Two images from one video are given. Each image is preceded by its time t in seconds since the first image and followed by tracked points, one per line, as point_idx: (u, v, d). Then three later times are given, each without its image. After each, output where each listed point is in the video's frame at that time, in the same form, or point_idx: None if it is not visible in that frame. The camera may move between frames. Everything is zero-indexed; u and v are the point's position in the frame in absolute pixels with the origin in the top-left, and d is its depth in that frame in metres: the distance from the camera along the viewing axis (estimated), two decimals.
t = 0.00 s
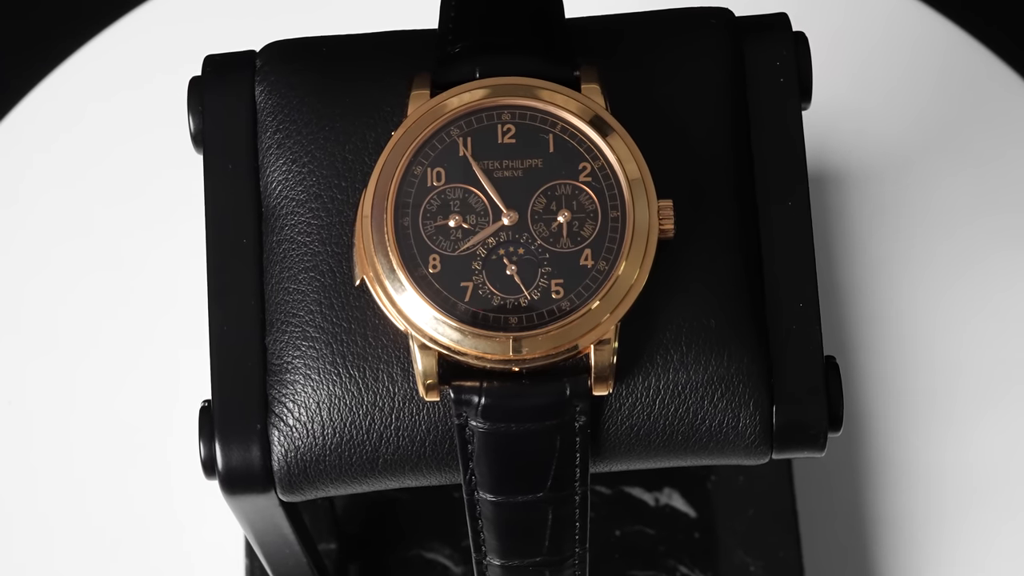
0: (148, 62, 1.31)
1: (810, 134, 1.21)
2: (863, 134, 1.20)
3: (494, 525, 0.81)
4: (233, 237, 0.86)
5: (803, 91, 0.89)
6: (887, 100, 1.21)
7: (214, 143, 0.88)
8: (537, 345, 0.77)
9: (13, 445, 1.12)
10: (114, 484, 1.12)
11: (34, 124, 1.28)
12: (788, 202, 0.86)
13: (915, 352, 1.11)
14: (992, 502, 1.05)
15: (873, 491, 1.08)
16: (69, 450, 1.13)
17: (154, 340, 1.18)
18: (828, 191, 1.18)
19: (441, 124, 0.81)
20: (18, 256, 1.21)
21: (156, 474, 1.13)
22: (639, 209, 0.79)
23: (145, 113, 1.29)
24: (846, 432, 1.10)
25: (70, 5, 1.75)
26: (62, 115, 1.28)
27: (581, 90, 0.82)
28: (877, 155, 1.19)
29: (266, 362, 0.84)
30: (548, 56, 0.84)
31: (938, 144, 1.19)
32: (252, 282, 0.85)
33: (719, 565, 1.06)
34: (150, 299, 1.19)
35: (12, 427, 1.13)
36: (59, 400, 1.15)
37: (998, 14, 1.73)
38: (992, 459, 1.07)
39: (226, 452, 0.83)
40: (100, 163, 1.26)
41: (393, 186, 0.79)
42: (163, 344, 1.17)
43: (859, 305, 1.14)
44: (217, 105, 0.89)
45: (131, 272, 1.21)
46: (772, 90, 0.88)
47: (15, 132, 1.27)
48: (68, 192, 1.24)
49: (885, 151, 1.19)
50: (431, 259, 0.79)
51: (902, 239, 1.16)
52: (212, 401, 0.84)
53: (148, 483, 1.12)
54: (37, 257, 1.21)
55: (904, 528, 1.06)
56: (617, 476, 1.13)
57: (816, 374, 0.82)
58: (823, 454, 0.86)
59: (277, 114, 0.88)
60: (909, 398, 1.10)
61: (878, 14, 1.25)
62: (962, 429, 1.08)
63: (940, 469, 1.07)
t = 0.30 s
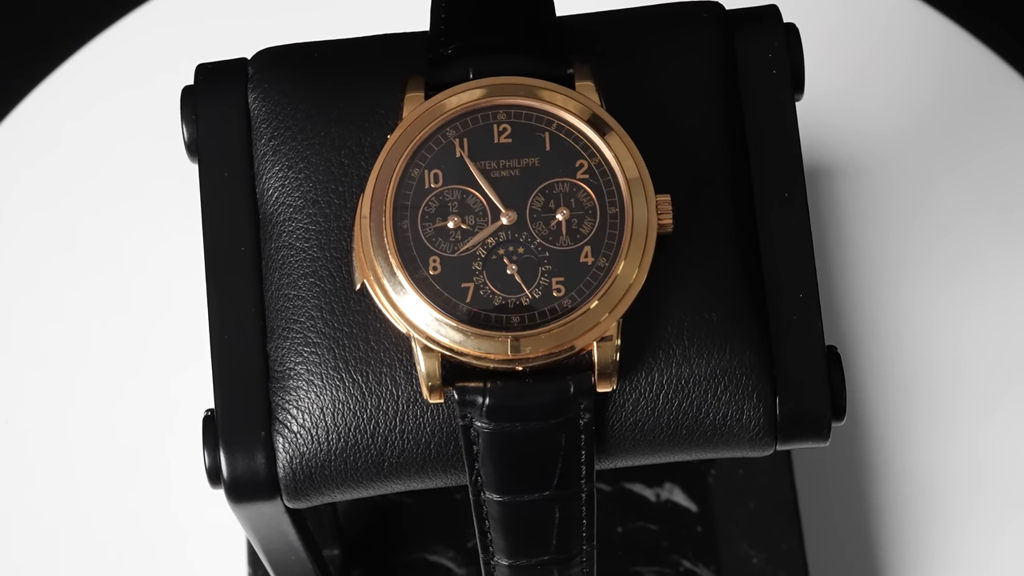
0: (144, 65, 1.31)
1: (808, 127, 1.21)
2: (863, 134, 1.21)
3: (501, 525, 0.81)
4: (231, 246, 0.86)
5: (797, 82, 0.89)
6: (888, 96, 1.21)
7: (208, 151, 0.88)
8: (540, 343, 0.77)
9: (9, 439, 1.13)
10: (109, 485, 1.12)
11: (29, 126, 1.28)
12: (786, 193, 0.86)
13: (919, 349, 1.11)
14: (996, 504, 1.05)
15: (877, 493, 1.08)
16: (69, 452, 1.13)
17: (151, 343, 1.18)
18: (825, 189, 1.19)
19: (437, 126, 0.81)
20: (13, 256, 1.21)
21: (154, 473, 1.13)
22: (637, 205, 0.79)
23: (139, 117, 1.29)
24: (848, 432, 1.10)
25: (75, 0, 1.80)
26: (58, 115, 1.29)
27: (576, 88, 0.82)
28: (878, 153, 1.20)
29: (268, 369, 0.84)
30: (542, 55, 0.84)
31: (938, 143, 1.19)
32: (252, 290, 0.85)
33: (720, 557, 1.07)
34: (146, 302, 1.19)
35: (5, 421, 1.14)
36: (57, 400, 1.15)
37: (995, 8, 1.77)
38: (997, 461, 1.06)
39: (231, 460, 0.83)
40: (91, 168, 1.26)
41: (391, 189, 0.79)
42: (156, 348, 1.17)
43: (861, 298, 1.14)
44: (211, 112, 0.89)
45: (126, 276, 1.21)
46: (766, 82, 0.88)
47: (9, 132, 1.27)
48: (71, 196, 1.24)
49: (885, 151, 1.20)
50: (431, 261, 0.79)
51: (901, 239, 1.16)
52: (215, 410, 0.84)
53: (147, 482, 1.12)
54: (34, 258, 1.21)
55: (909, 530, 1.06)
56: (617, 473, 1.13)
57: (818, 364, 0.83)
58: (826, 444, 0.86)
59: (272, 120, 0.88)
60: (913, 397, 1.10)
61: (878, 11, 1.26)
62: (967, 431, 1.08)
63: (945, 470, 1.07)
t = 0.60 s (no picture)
0: (141, 71, 1.34)
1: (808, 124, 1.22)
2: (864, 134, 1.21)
3: (506, 525, 0.81)
4: (230, 253, 0.86)
5: (789, 75, 0.89)
6: (890, 94, 1.22)
7: (204, 158, 0.88)
8: (541, 342, 0.77)
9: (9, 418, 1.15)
10: (106, 484, 1.13)
11: (28, 126, 1.31)
12: (782, 185, 0.86)
13: (924, 344, 1.12)
14: (999, 502, 1.05)
15: (879, 491, 1.08)
16: (69, 453, 1.14)
17: (150, 342, 1.19)
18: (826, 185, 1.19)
19: (433, 127, 0.81)
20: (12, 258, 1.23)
21: (152, 475, 1.13)
22: (635, 200, 0.80)
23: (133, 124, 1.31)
24: (849, 425, 1.11)
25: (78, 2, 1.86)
26: (57, 116, 1.31)
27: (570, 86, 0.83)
28: (878, 153, 1.20)
29: (270, 375, 0.84)
30: (535, 53, 0.84)
31: (938, 142, 1.20)
32: (251, 296, 0.85)
33: (722, 552, 1.08)
34: (144, 306, 1.21)
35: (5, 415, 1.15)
36: (58, 401, 1.16)
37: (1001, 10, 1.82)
38: (1000, 461, 1.06)
39: (236, 468, 0.82)
40: (89, 173, 1.28)
41: (389, 191, 0.79)
42: (154, 346, 1.19)
43: (859, 293, 1.15)
44: (205, 119, 0.89)
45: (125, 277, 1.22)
46: (759, 74, 0.88)
47: (11, 131, 1.30)
48: (75, 197, 1.26)
49: (885, 150, 1.20)
50: (431, 263, 0.79)
51: (901, 236, 1.16)
52: (218, 419, 0.84)
53: (146, 482, 1.13)
54: (38, 261, 1.23)
55: (911, 528, 1.06)
56: (617, 470, 1.13)
57: (819, 354, 0.83)
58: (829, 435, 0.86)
59: (266, 126, 0.88)
60: (912, 390, 1.11)
61: (881, 10, 1.26)
62: (970, 430, 1.08)
63: (948, 469, 1.07)
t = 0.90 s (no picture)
0: (140, 75, 1.34)
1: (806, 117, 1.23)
2: (868, 131, 1.23)
3: (512, 525, 0.81)
4: (228, 260, 0.86)
5: (783, 68, 0.90)
6: (891, 93, 1.24)
7: (200, 166, 0.88)
8: (544, 341, 0.77)
9: (9, 410, 1.16)
10: (106, 484, 1.13)
11: (28, 126, 1.32)
12: (778, 177, 0.86)
13: (929, 343, 1.13)
14: (1003, 505, 1.06)
15: (880, 484, 1.09)
16: (68, 453, 1.14)
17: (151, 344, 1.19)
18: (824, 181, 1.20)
19: (429, 129, 0.81)
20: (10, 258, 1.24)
21: (153, 479, 1.13)
22: (633, 197, 0.80)
23: (131, 129, 1.31)
24: (850, 418, 1.12)
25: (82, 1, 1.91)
26: (54, 118, 1.32)
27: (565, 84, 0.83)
28: (879, 151, 1.22)
29: (273, 381, 0.84)
30: (529, 53, 0.84)
31: (936, 144, 1.21)
32: (252, 303, 0.85)
33: (725, 546, 1.08)
34: (146, 312, 1.21)
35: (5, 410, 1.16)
36: (59, 401, 1.16)
37: (1003, 13, 1.83)
38: (1000, 453, 1.07)
39: (241, 474, 0.82)
40: (86, 177, 1.29)
41: (387, 195, 0.79)
42: (154, 346, 1.19)
43: (857, 291, 1.16)
44: (200, 127, 0.88)
45: (125, 277, 1.23)
46: (752, 68, 0.89)
47: (11, 130, 1.31)
48: (74, 198, 1.27)
49: (885, 149, 1.22)
50: (431, 264, 0.79)
51: (901, 236, 1.18)
52: (221, 426, 0.84)
53: (147, 485, 1.13)
54: (39, 263, 1.23)
55: (916, 528, 1.07)
56: (617, 467, 1.13)
57: (821, 345, 0.83)
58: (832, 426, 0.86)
59: (262, 133, 0.88)
60: (911, 383, 1.12)
61: (881, 9, 1.28)
62: (976, 432, 1.09)
63: (953, 470, 1.08)
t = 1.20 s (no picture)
0: (137, 78, 1.35)
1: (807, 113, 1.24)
2: (869, 128, 1.23)
3: (518, 524, 0.81)
4: (227, 267, 0.86)
5: (776, 60, 0.89)
6: (892, 89, 1.24)
7: (196, 174, 0.87)
8: (546, 340, 0.78)
9: (9, 407, 1.16)
10: (105, 484, 1.13)
11: (28, 127, 1.32)
12: (775, 170, 0.86)
13: (935, 340, 1.13)
14: (1007, 505, 1.06)
15: (881, 475, 1.10)
16: (66, 453, 1.14)
17: (152, 344, 1.19)
18: (824, 178, 1.21)
19: (425, 131, 0.81)
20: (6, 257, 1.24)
21: (154, 484, 1.13)
22: (631, 193, 0.80)
23: (126, 132, 1.32)
24: (851, 410, 1.13)
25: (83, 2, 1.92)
26: (55, 120, 1.33)
27: (560, 83, 0.83)
28: (880, 148, 1.22)
29: (275, 387, 0.84)
30: (522, 52, 0.84)
31: (931, 138, 1.22)
32: (252, 310, 0.85)
33: (727, 540, 1.08)
34: (148, 317, 1.21)
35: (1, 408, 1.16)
36: (58, 403, 1.16)
37: (1004, 13, 1.83)
38: (1000, 445, 1.08)
39: (245, 481, 0.82)
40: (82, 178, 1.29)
41: (385, 198, 0.79)
42: (154, 347, 1.19)
43: (856, 284, 1.17)
44: (195, 134, 0.88)
45: (123, 275, 1.23)
46: (746, 61, 0.88)
47: (11, 130, 1.32)
48: (70, 200, 1.27)
49: (886, 146, 1.22)
50: (432, 266, 0.79)
51: (902, 233, 1.18)
52: (225, 434, 0.83)
53: (147, 489, 1.13)
54: (36, 266, 1.23)
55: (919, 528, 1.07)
56: (616, 465, 1.13)
57: (823, 336, 0.83)
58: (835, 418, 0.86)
59: (257, 139, 0.88)
60: (911, 376, 1.12)
61: (882, 7, 1.29)
62: (983, 432, 1.09)
63: (958, 470, 1.08)
